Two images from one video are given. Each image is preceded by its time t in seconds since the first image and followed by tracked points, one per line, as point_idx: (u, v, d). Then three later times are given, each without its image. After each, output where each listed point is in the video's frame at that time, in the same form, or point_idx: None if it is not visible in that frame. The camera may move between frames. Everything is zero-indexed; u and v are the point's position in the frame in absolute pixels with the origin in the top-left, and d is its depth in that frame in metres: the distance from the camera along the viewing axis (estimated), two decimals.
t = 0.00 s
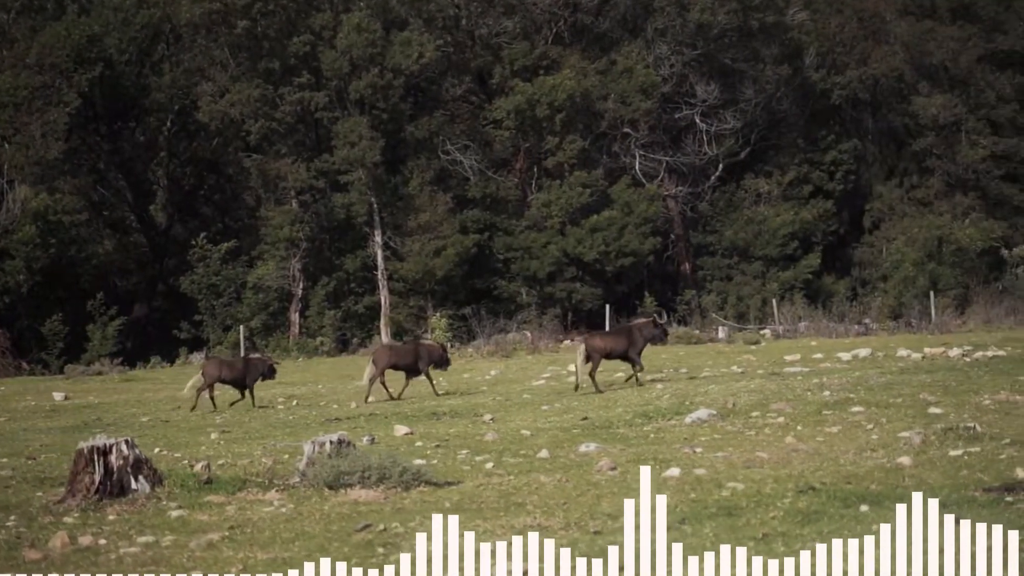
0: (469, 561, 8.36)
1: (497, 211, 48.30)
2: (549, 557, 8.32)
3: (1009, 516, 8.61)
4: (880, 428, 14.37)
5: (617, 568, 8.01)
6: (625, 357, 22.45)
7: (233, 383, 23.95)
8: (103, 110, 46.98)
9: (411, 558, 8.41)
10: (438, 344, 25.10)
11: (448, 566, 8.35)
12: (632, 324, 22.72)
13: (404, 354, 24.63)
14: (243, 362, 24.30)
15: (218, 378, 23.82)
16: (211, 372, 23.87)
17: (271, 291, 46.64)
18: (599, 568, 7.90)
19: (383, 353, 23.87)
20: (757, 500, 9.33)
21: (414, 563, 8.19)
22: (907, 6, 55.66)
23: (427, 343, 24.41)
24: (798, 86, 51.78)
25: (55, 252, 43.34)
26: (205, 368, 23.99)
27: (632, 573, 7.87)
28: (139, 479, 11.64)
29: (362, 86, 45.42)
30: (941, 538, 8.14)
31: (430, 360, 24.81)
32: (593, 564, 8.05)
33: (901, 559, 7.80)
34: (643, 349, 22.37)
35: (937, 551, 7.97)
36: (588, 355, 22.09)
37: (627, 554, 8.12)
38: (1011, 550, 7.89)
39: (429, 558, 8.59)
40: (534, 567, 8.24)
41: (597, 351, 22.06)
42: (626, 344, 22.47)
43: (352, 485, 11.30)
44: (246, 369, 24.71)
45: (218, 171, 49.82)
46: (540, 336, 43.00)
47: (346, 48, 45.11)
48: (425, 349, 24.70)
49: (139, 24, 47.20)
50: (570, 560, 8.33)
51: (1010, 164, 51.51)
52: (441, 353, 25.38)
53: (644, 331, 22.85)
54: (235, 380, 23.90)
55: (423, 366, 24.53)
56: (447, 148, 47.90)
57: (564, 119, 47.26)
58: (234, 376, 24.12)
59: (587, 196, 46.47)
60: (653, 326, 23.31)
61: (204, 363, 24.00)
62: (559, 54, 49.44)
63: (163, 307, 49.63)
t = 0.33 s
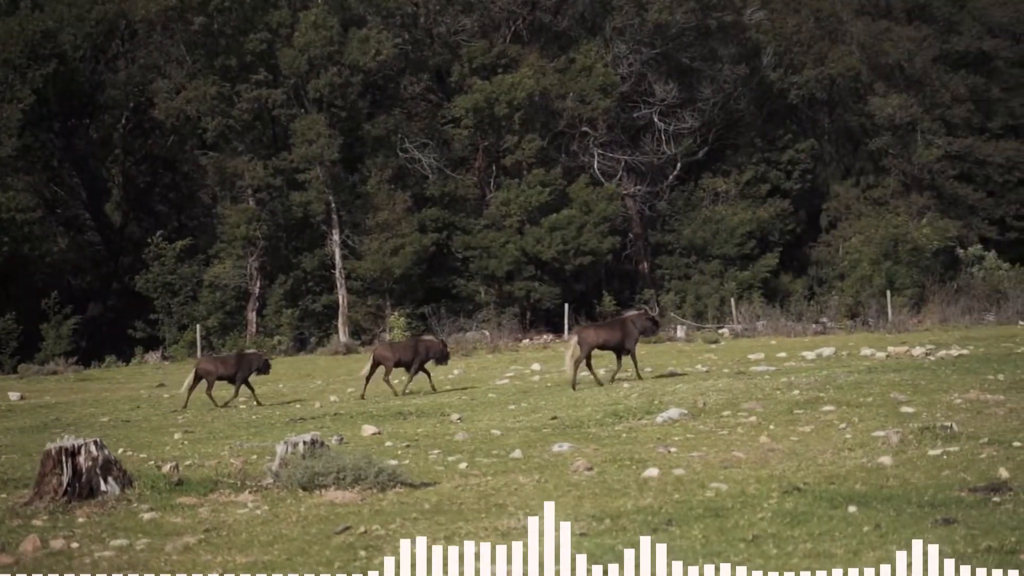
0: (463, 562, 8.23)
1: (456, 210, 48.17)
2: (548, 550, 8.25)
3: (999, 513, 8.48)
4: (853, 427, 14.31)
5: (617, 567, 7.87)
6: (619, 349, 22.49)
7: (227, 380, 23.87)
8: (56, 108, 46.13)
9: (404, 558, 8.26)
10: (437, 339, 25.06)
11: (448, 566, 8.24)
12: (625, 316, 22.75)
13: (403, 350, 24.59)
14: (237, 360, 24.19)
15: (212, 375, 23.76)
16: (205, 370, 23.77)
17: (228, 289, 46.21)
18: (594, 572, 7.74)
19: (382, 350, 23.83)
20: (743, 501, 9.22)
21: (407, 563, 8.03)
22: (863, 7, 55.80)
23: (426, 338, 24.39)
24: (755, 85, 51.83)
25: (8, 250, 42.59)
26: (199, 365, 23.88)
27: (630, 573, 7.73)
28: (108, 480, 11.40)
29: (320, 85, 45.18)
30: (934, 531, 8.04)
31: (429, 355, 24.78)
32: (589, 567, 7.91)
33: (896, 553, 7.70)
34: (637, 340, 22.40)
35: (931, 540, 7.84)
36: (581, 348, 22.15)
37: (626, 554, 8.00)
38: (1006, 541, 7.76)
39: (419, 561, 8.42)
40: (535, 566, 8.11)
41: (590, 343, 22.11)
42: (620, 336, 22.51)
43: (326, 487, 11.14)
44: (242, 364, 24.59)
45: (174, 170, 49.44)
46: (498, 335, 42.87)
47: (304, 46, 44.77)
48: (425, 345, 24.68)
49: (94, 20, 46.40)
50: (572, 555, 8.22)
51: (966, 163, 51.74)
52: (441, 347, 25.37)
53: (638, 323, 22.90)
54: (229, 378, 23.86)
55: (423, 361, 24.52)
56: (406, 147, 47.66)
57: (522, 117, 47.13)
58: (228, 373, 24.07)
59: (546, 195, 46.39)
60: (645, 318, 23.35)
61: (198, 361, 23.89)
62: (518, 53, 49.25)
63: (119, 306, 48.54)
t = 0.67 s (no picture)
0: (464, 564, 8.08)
1: (423, 209, 47.86)
2: (546, 554, 8.13)
3: (1002, 516, 8.38)
4: (836, 428, 14.21)
5: (621, 571, 7.77)
6: (619, 347, 22.78)
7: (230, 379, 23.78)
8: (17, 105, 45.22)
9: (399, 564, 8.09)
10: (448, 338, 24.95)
11: (451, 567, 8.08)
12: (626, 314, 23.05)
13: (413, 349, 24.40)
14: (241, 358, 24.10)
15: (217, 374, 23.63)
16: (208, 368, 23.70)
17: (192, 288, 45.76)
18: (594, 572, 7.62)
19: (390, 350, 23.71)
20: (739, 503, 9.10)
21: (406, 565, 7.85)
22: (829, 6, 55.39)
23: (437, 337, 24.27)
24: (722, 84, 51.76)
25: None
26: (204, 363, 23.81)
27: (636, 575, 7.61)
28: (87, 483, 11.19)
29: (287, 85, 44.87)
30: (939, 535, 7.94)
31: (440, 354, 24.68)
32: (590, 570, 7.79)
33: (899, 555, 7.62)
34: (637, 338, 22.69)
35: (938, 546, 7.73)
36: (581, 345, 22.50)
37: (630, 555, 7.88)
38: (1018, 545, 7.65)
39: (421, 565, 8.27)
40: (534, 570, 7.94)
41: (590, 340, 22.45)
42: (620, 334, 22.81)
43: (310, 489, 10.95)
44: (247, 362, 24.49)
45: (138, 168, 48.60)
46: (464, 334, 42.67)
47: (269, 44, 44.45)
48: (434, 344, 24.55)
49: (57, 17, 45.77)
50: (575, 557, 8.04)
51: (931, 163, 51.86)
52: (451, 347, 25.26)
53: (638, 322, 23.19)
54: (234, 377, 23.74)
55: (434, 360, 24.42)
56: (372, 145, 47.35)
57: (489, 116, 46.95)
58: (232, 372, 23.93)
59: (513, 194, 46.23)
60: (645, 317, 23.64)
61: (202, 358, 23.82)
62: (484, 51, 49.02)
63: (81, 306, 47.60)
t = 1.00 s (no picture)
0: (450, 572, 7.93)
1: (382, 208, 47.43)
2: (537, 562, 8.04)
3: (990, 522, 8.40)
4: (808, 429, 14.16)
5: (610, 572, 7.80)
6: (609, 347, 22.72)
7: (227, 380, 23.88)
8: None
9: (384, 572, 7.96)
10: (447, 335, 24.96)
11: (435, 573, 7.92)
12: (615, 315, 22.98)
13: (411, 345, 24.42)
14: (234, 361, 24.21)
15: (213, 379, 23.87)
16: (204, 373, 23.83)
17: (147, 288, 45.18)
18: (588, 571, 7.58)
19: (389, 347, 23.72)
20: (724, 507, 9.04)
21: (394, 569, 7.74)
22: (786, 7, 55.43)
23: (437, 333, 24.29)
24: (679, 85, 51.70)
25: None
26: (198, 369, 23.94)
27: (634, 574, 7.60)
28: (54, 487, 10.98)
29: (242, 84, 44.43)
30: (931, 545, 7.94)
31: (439, 351, 24.68)
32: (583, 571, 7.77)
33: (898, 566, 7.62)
34: (627, 339, 22.63)
35: (932, 558, 7.71)
36: (572, 346, 22.42)
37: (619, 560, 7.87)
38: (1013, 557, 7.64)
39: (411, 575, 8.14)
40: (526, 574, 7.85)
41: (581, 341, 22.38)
42: (610, 335, 22.74)
43: (283, 492, 10.77)
44: (242, 363, 24.62)
45: (91, 168, 47.16)
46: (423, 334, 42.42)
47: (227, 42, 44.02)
48: (434, 341, 24.57)
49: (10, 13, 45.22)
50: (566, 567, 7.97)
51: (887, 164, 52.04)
52: (449, 344, 25.29)
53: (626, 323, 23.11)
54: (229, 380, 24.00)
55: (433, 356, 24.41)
56: (329, 144, 47.09)
57: (447, 115, 46.77)
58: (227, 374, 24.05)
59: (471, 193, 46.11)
60: (634, 318, 23.58)
61: (196, 365, 23.95)
62: (442, 50, 48.79)
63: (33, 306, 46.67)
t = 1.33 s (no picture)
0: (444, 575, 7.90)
1: (345, 208, 47.19)
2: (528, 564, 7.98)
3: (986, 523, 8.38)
4: (787, 429, 14.13)
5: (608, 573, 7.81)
6: (604, 343, 22.60)
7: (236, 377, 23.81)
8: None
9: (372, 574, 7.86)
10: (454, 335, 24.69)
11: None
12: (609, 311, 22.85)
13: (416, 344, 24.14)
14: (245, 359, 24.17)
15: (224, 375, 23.84)
16: (214, 369, 23.79)
17: (108, 287, 44.72)
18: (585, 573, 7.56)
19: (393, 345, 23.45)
20: (714, 508, 8.99)
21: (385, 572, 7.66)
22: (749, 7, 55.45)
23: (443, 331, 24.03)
24: (642, 85, 51.62)
25: None
26: (209, 365, 23.92)
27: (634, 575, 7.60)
28: (30, 490, 10.74)
29: (204, 82, 44.03)
30: (927, 547, 7.95)
31: (444, 349, 24.43)
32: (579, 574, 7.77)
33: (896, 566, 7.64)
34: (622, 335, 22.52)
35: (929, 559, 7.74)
36: (568, 342, 22.29)
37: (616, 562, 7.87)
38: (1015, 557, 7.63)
39: None
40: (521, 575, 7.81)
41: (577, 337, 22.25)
42: (605, 331, 22.63)
43: (263, 495, 10.60)
44: (253, 363, 24.56)
45: (50, 165, 45.99)
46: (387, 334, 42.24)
47: (188, 40, 43.60)
48: (440, 339, 24.29)
49: None
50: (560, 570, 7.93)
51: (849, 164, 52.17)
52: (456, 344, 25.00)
53: (620, 319, 22.98)
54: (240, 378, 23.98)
55: (439, 354, 24.16)
56: (291, 143, 46.72)
57: (410, 115, 46.58)
58: (236, 371, 24.00)
59: (435, 193, 45.91)
60: (628, 314, 23.45)
61: (208, 361, 23.94)
62: (405, 50, 48.58)
63: None
